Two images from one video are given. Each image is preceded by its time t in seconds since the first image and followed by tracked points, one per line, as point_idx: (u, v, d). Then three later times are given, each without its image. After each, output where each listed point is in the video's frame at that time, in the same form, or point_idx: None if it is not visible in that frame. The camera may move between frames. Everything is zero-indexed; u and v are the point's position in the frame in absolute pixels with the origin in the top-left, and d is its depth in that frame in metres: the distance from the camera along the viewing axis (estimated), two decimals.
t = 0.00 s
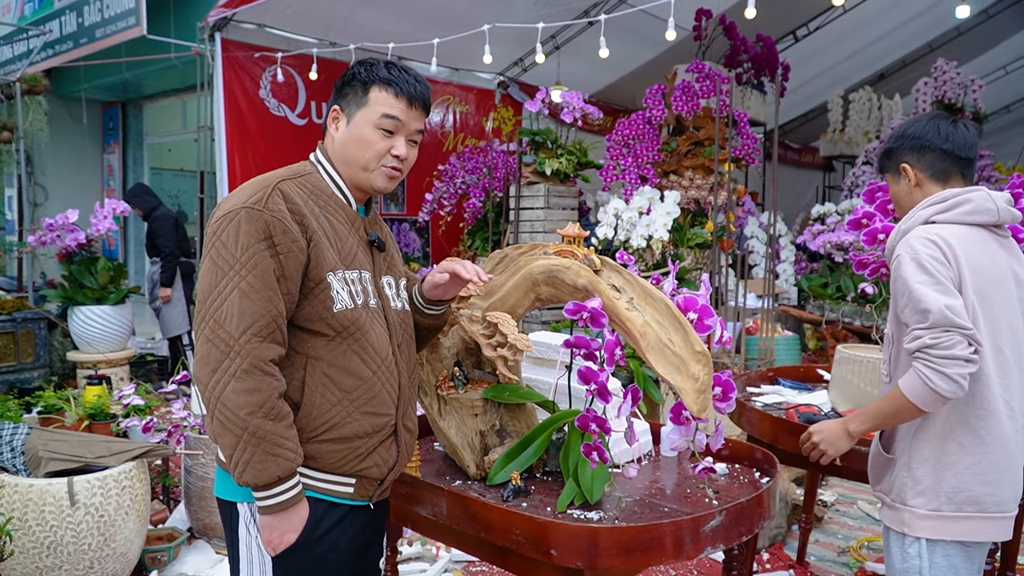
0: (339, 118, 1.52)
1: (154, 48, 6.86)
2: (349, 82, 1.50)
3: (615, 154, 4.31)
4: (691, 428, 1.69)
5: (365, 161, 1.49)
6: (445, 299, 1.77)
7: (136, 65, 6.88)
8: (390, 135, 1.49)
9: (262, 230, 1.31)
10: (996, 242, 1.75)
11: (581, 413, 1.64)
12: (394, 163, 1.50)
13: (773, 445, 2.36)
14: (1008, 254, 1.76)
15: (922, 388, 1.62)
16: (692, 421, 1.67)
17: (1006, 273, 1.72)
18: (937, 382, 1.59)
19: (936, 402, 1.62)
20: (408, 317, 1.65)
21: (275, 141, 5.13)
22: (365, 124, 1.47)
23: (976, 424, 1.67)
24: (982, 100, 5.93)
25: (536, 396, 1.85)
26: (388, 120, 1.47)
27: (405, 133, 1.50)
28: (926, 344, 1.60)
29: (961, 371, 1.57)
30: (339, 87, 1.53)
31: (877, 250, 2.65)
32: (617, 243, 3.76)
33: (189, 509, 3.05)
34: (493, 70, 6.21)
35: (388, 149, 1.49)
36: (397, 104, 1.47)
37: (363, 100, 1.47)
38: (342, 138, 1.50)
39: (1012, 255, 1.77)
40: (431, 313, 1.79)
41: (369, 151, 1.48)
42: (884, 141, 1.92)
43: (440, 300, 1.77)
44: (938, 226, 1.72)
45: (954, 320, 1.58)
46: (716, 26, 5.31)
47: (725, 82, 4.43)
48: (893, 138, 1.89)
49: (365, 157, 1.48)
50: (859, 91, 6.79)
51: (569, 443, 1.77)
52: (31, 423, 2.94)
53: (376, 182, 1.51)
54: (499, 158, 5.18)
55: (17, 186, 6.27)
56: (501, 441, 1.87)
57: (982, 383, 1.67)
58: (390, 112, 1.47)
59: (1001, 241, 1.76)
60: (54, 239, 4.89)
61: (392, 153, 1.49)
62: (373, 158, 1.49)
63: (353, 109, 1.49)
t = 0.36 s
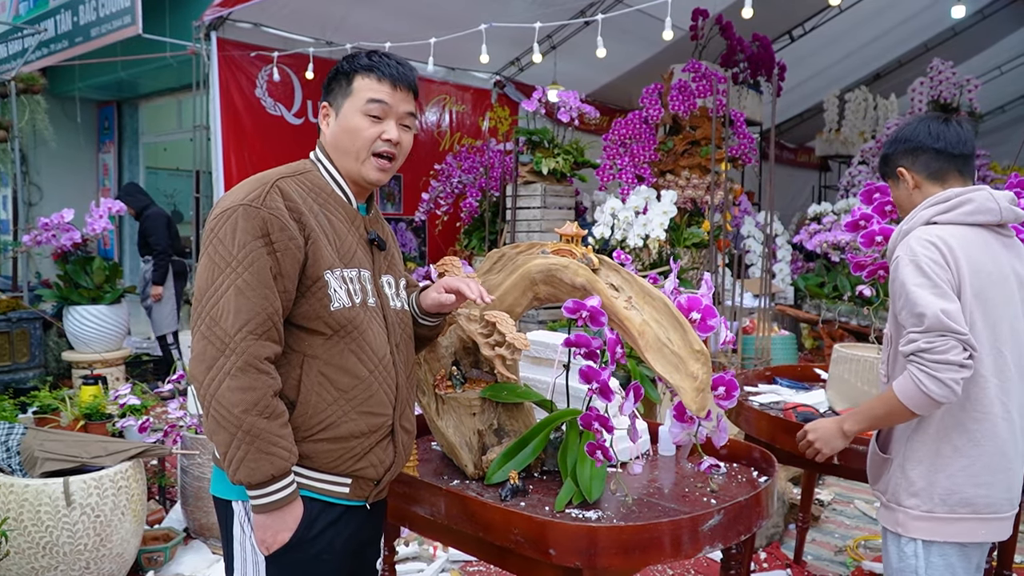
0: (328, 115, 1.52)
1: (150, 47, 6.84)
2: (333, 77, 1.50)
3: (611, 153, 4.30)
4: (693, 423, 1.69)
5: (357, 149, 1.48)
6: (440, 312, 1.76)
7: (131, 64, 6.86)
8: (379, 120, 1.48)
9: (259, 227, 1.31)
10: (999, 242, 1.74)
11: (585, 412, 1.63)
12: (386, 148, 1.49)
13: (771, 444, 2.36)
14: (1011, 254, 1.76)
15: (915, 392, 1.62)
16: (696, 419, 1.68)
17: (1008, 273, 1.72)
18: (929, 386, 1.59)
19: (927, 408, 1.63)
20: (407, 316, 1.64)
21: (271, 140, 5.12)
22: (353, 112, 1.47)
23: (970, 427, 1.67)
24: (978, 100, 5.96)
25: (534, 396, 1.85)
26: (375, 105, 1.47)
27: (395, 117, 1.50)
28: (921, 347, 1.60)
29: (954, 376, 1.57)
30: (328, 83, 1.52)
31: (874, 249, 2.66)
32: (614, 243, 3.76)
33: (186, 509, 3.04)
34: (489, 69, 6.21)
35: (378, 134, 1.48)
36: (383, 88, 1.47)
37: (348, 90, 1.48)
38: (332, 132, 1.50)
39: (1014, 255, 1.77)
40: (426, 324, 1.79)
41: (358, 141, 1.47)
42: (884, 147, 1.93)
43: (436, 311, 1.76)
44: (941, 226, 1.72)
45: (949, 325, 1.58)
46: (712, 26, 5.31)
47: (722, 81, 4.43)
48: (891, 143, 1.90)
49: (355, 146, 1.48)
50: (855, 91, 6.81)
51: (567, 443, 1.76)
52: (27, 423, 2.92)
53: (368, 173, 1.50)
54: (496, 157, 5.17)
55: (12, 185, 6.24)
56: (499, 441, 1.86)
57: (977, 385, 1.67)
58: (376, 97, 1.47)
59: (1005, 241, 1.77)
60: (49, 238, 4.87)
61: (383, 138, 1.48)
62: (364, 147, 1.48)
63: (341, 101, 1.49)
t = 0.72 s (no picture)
0: (335, 118, 1.49)
1: (146, 46, 6.82)
2: (343, 79, 1.48)
3: (608, 153, 4.31)
4: (697, 424, 1.72)
5: (362, 162, 1.48)
6: (440, 302, 1.76)
7: (127, 64, 6.85)
8: (388, 135, 1.48)
9: (255, 226, 1.31)
10: (995, 239, 1.75)
11: (579, 412, 1.63)
12: (392, 163, 1.50)
13: (768, 443, 2.37)
14: (1009, 252, 1.76)
15: (907, 383, 1.63)
16: (699, 418, 1.71)
17: (1006, 271, 1.73)
18: (922, 377, 1.60)
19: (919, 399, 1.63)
20: (404, 314, 1.64)
21: (267, 140, 5.11)
22: (363, 123, 1.46)
23: (969, 422, 1.68)
24: (973, 100, 5.98)
25: (531, 395, 1.86)
26: (387, 121, 1.46)
27: (403, 133, 1.50)
28: (913, 339, 1.62)
29: (946, 366, 1.57)
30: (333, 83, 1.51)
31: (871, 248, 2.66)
32: (610, 243, 3.76)
33: (182, 509, 3.04)
34: (486, 69, 6.21)
35: (386, 149, 1.48)
36: (395, 104, 1.46)
37: (360, 99, 1.45)
38: (339, 139, 1.49)
39: (1012, 252, 1.77)
40: (425, 318, 1.79)
41: (366, 153, 1.48)
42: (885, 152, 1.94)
43: (433, 302, 1.76)
44: (936, 224, 1.73)
45: (937, 316, 1.59)
46: (708, 26, 5.32)
47: (718, 81, 4.44)
48: (891, 148, 1.91)
49: (362, 158, 1.48)
50: (850, 90, 6.81)
51: (565, 442, 1.77)
52: (22, 423, 2.91)
53: (372, 184, 1.52)
54: (492, 157, 5.17)
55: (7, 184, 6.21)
56: (496, 440, 1.86)
57: (975, 379, 1.67)
58: (389, 114, 1.46)
59: (1003, 239, 1.77)
60: (44, 238, 4.85)
61: (390, 154, 1.49)
62: (370, 160, 1.48)
63: (351, 108, 1.47)
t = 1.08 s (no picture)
0: (339, 123, 1.48)
1: (140, 46, 6.81)
2: (348, 87, 1.47)
3: (603, 153, 4.30)
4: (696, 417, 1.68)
5: (368, 171, 1.49)
6: (435, 295, 1.77)
7: (121, 63, 6.83)
8: (394, 145, 1.49)
9: (257, 225, 1.31)
10: (987, 239, 1.76)
11: (588, 411, 1.66)
12: (396, 172, 1.52)
13: (764, 443, 2.38)
14: (1001, 250, 1.77)
15: (901, 374, 1.64)
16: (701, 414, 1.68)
17: (998, 270, 1.73)
18: (914, 368, 1.61)
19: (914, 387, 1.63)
20: (401, 314, 1.64)
21: (263, 140, 5.11)
22: (370, 134, 1.46)
23: (959, 416, 1.68)
24: (967, 101, 6.01)
25: (528, 396, 1.86)
26: (394, 132, 1.47)
27: (408, 142, 1.51)
28: (905, 332, 1.63)
29: (938, 357, 1.58)
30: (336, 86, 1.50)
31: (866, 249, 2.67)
32: (606, 243, 3.76)
33: (178, 510, 3.03)
34: (481, 69, 6.21)
35: (391, 159, 1.49)
36: (403, 116, 1.47)
37: (369, 109, 1.45)
38: (344, 145, 1.48)
39: (1005, 251, 1.78)
40: (422, 311, 1.79)
41: (372, 161, 1.48)
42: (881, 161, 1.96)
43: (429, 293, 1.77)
44: (927, 224, 1.75)
45: (927, 308, 1.61)
46: (704, 27, 5.34)
47: (713, 82, 4.45)
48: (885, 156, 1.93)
49: (368, 166, 1.49)
50: (846, 91, 6.91)
51: (562, 442, 1.77)
52: (17, 424, 2.91)
53: (376, 191, 1.53)
54: (488, 157, 5.17)
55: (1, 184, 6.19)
56: (493, 440, 1.86)
57: (964, 374, 1.68)
58: (396, 124, 1.46)
59: (996, 239, 1.78)
60: (39, 238, 4.83)
61: (394, 163, 1.50)
62: (376, 168, 1.49)
63: (359, 118, 1.46)
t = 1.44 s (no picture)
0: (326, 117, 1.51)
1: (135, 46, 6.79)
2: (339, 81, 1.49)
3: (599, 154, 4.31)
4: (679, 426, 1.67)
5: (349, 160, 1.48)
6: (441, 301, 1.77)
7: (116, 63, 6.82)
8: (376, 134, 1.48)
9: (253, 227, 1.30)
10: (977, 238, 1.76)
11: (560, 411, 1.67)
12: (379, 162, 1.50)
13: (760, 443, 2.38)
14: (993, 250, 1.77)
15: (878, 373, 1.67)
16: (682, 421, 1.66)
17: (988, 269, 1.74)
18: (889, 369, 1.64)
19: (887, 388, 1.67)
20: (401, 313, 1.64)
21: (258, 141, 5.10)
22: (352, 122, 1.46)
23: (942, 413, 1.69)
24: (960, 101, 6.03)
25: (525, 396, 1.86)
26: (374, 118, 1.46)
27: (392, 132, 1.49)
28: (882, 333, 1.66)
29: (912, 359, 1.60)
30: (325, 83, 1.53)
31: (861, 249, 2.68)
32: (602, 243, 3.77)
33: (174, 511, 3.02)
34: (476, 70, 6.21)
35: (373, 148, 1.48)
36: (383, 102, 1.46)
37: (350, 99, 1.46)
38: (328, 137, 1.50)
39: (997, 251, 1.78)
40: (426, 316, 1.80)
41: (353, 151, 1.47)
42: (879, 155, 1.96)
43: (435, 300, 1.77)
44: (914, 224, 1.76)
45: (901, 309, 1.63)
46: (699, 27, 5.35)
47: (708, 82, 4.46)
48: (885, 150, 1.93)
49: (350, 156, 1.48)
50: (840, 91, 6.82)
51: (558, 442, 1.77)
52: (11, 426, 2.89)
53: (357, 184, 1.51)
54: (484, 157, 5.16)
55: None
56: (490, 441, 1.87)
57: (948, 373, 1.69)
58: (376, 110, 1.46)
59: (987, 239, 1.78)
60: (33, 239, 4.81)
61: (377, 153, 1.48)
62: (358, 161, 1.48)
63: (342, 107, 1.47)
